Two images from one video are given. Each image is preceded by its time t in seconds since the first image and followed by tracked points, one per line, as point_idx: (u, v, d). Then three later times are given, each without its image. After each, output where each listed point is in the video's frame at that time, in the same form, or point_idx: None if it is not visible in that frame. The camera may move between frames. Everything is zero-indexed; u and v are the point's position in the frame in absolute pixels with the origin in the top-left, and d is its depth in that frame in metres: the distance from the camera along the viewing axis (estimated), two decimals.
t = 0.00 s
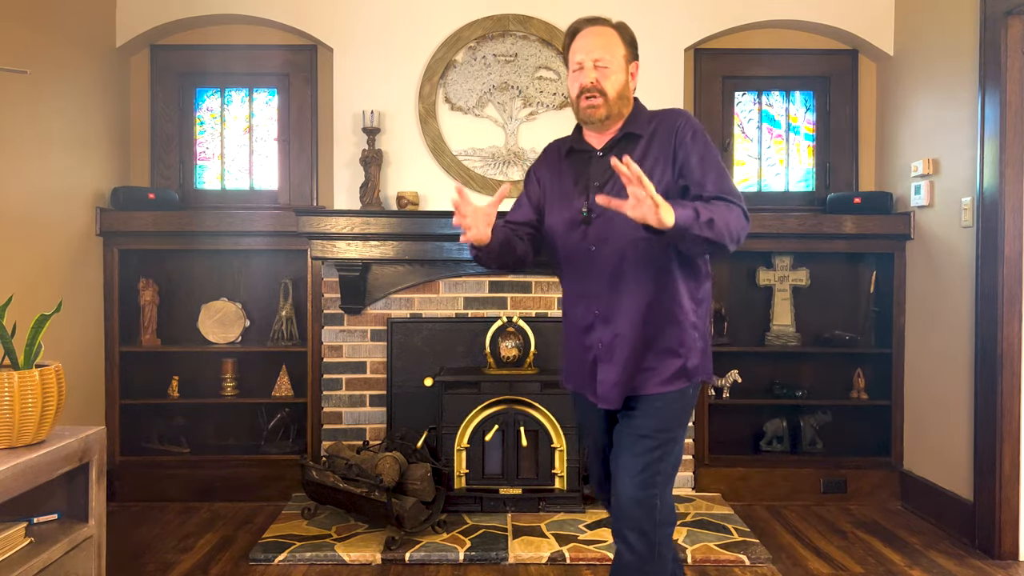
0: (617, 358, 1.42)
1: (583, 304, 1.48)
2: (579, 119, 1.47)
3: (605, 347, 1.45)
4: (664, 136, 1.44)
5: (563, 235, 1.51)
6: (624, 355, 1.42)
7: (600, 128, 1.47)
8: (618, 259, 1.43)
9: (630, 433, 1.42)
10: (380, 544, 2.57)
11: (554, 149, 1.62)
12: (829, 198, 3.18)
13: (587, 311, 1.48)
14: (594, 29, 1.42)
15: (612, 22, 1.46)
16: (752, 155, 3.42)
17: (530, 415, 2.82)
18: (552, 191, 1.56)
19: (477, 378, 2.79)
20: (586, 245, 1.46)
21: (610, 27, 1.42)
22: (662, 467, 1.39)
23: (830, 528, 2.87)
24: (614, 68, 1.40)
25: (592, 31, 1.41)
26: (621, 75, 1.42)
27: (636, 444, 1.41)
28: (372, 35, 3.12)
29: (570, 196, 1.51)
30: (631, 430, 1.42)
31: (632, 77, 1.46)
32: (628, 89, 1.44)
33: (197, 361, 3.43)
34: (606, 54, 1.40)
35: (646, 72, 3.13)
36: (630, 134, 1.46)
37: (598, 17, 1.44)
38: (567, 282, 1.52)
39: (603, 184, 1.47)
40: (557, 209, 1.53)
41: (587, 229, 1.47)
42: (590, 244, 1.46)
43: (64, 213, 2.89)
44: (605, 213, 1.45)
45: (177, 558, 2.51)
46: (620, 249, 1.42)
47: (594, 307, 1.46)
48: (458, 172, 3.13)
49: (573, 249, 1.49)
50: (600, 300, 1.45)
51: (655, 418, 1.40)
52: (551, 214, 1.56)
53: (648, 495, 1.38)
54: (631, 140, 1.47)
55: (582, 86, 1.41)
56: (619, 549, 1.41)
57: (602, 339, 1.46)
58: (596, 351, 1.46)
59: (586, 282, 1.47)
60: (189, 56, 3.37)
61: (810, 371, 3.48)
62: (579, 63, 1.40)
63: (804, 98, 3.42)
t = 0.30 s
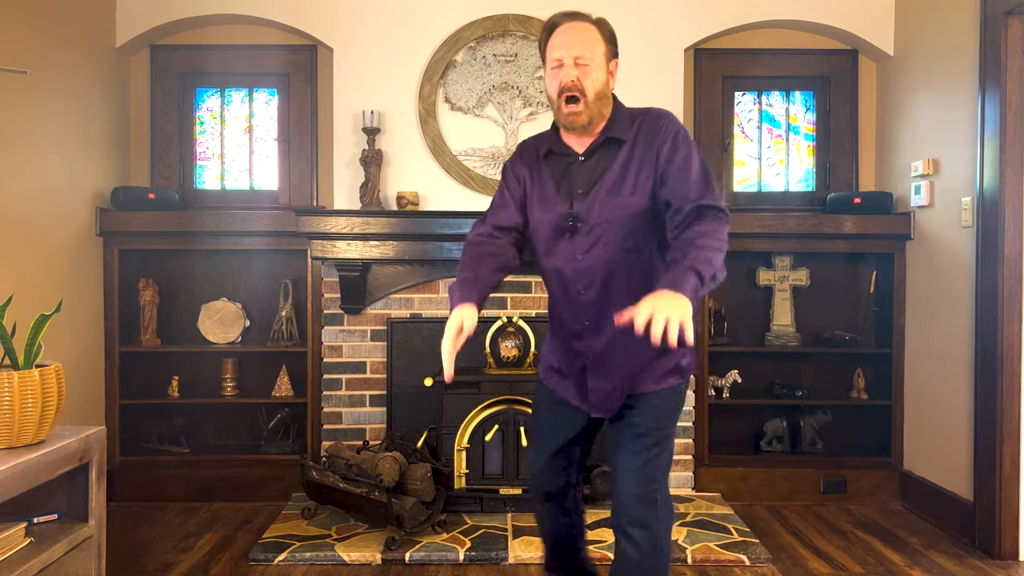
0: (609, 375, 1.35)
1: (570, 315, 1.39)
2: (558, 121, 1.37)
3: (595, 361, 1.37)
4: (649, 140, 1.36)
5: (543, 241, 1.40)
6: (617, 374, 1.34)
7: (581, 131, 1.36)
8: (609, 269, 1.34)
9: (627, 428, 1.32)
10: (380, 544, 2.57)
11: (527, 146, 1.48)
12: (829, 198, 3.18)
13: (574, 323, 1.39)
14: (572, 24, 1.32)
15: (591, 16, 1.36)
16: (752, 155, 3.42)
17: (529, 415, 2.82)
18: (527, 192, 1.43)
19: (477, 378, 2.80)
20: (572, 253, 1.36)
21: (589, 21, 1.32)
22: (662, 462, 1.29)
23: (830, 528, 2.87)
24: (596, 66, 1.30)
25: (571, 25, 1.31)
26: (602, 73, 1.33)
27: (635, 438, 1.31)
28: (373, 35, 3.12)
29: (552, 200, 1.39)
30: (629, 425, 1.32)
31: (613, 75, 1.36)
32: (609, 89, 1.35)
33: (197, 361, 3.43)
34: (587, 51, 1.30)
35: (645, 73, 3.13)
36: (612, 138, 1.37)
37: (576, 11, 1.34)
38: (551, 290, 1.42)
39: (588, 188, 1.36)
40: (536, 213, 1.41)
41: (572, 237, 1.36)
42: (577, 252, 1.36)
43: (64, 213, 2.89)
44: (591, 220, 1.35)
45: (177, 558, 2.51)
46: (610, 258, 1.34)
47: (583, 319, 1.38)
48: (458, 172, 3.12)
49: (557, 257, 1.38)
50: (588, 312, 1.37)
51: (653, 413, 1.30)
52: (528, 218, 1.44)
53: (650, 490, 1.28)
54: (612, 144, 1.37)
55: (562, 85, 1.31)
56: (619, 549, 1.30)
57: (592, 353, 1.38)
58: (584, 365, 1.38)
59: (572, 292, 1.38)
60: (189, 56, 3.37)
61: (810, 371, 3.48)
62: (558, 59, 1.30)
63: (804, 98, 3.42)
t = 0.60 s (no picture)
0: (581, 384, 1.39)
1: (542, 323, 1.42)
2: (531, 133, 1.40)
3: (567, 367, 1.41)
4: (623, 156, 1.38)
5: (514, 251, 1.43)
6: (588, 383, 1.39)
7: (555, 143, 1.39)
8: (581, 281, 1.38)
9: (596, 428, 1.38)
10: (380, 544, 2.57)
11: (500, 153, 1.49)
12: (829, 198, 3.18)
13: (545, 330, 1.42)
14: (546, 38, 1.32)
15: (563, 27, 1.36)
16: (752, 155, 3.42)
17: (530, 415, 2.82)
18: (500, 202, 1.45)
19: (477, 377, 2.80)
20: (546, 264, 1.40)
21: (563, 35, 1.33)
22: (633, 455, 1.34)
23: (830, 528, 2.87)
24: (570, 84, 1.33)
25: (545, 41, 1.32)
26: (576, 88, 1.35)
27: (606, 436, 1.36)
28: (373, 35, 3.12)
29: (526, 210, 1.41)
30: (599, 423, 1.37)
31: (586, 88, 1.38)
32: (582, 103, 1.37)
33: (197, 361, 3.43)
34: (561, 69, 1.31)
35: (646, 72, 3.13)
36: (586, 152, 1.39)
37: (548, 23, 1.35)
38: (522, 297, 1.45)
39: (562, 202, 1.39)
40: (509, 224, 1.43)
41: (546, 248, 1.39)
42: (551, 263, 1.39)
43: (64, 213, 2.89)
44: (564, 234, 1.38)
45: (177, 558, 2.51)
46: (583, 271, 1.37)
47: (555, 329, 1.41)
48: (458, 172, 3.12)
49: (531, 266, 1.41)
50: (562, 321, 1.40)
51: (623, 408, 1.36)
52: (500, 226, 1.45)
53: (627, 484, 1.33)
54: (587, 159, 1.39)
55: (536, 104, 1.33)
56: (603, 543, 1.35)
57: (563, 360, 1.41)
58: (555, 371, 1.42)
59: (545, 301, 1.41)
60: (189, 56, 3.37)
61: (810, 371, 3.48)
62: (532, 78, 1.32)
63: (804, 98, 3.41)
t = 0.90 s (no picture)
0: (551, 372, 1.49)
1: (515, 315, 1.50)
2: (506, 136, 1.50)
3: (539, 357, 1.49)
4: (595, 158, 1.48)
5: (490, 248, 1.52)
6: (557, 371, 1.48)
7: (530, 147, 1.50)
8: (553, 276, 1.46)
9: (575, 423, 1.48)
10: (380, 544, 2.56)
11: (475, 158, 1.58)
12: (829, 198, 3.18)
13: (518, 324, 1.50)
14: (521, 49, 1.43)
15: (536, 35, 1.46)
16: (752, 155, 3.42)
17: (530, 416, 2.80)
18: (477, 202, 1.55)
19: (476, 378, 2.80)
20: (521, 261, 1.48)
21: (536, 45, 1.44)
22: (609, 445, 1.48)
23: (830, 528, 2.87)
24: (543, 92, 1.44)
25: (519, 51, 1.42)
26: (549, 95, 1.45)
27: (584, 430, 1.47)
28: (373, 35, 3.12)
29: (502, 209, 1.51)
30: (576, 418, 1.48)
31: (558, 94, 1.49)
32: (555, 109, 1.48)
33: (197, 361, 3.43)
34: (535, 77, 1.42)
35: (647, 72, 3.13)
36: (560, 155, 1.49)
37: (522, 32, 1.45)
38: (494, 292, 1.52)
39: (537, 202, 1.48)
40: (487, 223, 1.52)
41: (521, 245, 1.48)
42: (524, 259, 1.48)
43: (64, 212, 2.89)
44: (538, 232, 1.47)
45: (177, 558, 2.51)
46: (554, 267, 1.46)
47: (528, 321, 1.49)
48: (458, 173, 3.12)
49: (505, 263, 1.50)
50: (534, 314, 1.49)
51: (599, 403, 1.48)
52: (475, 226, 1.55)
53: (606, 473, 1.46)
54: (560, 160, 1.49)
55: (512, 111, 1.44)
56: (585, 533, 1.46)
57: (535, 351, 1.50)
58: (528, 360, 1.50)
59: (518, 296, 1.49)
60: (189, 56, 3.37)
61: (810, 371, 3.48)
62: (508, 86, 1.42)
63: (804, 98, 3.41)
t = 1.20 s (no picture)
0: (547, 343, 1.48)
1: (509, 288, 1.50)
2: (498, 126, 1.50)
3: (534, 329, 1.49)
4: (586, 134, 1.53)
5: (484, 223, 1.52)
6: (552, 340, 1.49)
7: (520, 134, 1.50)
8: (549, 247, 1.48)
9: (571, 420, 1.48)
10: (380, 544, 2.56)
11: (462, 140, 1.60)
12: (829, 198, 3.18)
13: (512, 296, 1.50)
14: (508, 40, 1.45)
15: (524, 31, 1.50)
16: (752, 155, 3.42)
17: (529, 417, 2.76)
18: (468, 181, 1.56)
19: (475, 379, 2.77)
20: (516, 234, 1.49)
21: (524, 37, 1.46)
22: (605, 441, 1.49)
23: (830, 528, 2.87)
24: (531, 78, 1.45)
25: (507, 41, 1.44)
26: (538, 84, 1.47)
27: (580, 426, 1.48)
28: (373, 35, 3.12)
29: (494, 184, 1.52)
30: (572, 415, 1.48)
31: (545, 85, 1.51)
32: (543, 98, 1.49)
33: (197, 361, 3.43)
34: (523, 65, 1.44)
35: (647, 72, 3.13)
36: (552, 131, 1.52)
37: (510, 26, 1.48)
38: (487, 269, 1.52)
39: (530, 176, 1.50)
40: (479, 198, 1.53)
41: (515, 218, 1.49)
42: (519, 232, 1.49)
43: (64, 212, 2.89)
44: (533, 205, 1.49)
45: (177, 558, 2.51)
46: (549, 238, 1.48)
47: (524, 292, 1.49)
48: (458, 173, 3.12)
49: (499, 237, 1.50)
50: (529, 285, 1.49)
51: (595, 398, 1.49)
52: (466, 203, 1.55)
53: (603, 470, 1.46)
54: (552, 136, 1.52)
55: (501, 96, 1.44)
56: (581, 531, 1.45)
57: (530, 323, 1.49)
58: (522, 333, 1.50)
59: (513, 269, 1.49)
60: (189, 56, 3.37)
61: (810, 371, 3.48)
62: (497, 72, 1.43)
63: (804, 98, 3.41)
